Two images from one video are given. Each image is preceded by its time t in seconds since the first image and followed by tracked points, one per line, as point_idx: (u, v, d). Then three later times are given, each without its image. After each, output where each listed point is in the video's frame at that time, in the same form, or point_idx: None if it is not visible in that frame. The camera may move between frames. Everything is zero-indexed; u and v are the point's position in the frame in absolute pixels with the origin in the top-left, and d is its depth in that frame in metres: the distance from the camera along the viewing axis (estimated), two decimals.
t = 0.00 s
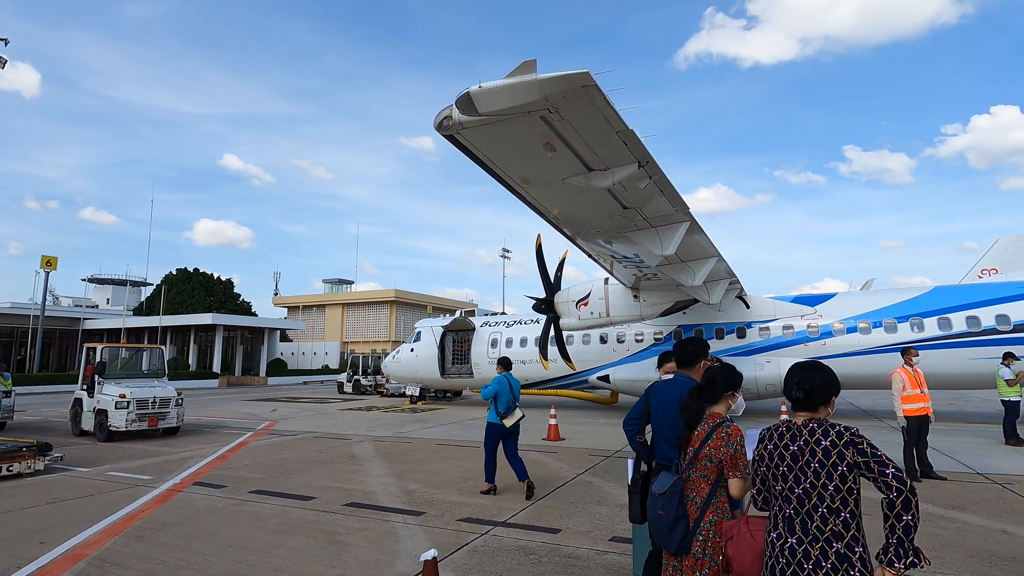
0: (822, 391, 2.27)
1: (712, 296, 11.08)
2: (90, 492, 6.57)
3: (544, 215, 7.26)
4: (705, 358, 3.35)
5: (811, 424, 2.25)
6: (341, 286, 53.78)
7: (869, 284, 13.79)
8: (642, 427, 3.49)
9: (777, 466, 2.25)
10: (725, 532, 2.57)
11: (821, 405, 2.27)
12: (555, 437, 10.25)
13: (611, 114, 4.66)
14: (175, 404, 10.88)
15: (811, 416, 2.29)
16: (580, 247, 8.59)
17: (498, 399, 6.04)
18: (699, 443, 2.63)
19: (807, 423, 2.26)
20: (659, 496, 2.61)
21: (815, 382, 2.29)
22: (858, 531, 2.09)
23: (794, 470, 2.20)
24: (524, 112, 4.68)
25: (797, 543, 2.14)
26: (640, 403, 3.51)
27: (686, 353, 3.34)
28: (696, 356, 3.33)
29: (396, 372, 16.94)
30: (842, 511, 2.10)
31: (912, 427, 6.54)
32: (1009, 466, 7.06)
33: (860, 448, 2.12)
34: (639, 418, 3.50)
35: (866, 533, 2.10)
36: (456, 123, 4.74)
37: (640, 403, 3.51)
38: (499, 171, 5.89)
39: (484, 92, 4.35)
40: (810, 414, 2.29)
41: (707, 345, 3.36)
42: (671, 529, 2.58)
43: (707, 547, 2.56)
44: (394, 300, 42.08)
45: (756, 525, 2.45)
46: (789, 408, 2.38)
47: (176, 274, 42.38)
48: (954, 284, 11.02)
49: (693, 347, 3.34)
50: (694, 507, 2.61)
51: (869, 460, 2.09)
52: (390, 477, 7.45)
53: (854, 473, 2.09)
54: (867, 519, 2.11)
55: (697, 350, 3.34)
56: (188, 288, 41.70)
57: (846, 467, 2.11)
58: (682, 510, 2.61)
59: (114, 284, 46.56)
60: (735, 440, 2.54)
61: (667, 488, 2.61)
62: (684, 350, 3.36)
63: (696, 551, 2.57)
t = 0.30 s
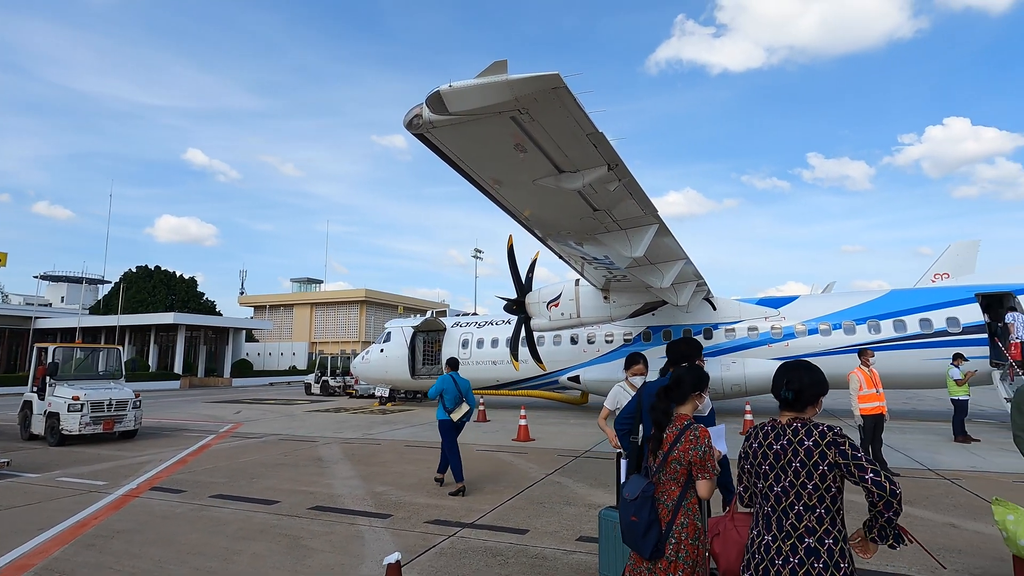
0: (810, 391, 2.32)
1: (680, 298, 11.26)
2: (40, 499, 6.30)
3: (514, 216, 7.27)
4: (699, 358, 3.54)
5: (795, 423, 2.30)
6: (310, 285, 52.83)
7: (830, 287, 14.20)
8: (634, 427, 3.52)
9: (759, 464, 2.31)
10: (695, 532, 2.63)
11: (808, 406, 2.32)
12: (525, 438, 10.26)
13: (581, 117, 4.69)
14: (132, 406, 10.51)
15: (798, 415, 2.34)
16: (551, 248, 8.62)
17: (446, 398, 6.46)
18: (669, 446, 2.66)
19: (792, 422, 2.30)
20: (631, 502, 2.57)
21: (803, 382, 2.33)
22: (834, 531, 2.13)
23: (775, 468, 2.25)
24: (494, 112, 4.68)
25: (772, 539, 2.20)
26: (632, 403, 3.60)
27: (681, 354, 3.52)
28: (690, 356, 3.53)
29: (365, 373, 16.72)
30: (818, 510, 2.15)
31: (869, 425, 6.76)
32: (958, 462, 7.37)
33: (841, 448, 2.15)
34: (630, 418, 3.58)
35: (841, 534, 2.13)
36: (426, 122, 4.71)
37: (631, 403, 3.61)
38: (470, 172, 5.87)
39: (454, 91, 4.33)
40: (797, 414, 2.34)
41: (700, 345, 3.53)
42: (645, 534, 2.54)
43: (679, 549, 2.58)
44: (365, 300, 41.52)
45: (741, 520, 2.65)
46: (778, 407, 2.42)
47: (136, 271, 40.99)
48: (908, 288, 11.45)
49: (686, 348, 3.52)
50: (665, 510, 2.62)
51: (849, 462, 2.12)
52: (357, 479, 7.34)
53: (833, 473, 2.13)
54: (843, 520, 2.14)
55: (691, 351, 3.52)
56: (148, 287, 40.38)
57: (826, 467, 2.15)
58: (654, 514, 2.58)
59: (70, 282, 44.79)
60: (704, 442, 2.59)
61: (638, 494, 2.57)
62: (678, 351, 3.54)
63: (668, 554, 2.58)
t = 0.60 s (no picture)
0: (792, 393, 2.35)
1: (649, 300, 11.42)
2: None
3: (486, 217, 7.27)
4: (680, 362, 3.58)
5: (775, 425, 2.33)
6: (278, 284, 51.80)
7: (795, 291, 14.59)
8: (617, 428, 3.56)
9: (740, 466, 2.36)
10: (662, 533, 2.63)
11: (790, 408, 2.35)
12: (494, 439, 10.24)
13: (552, 120, 4.71)
14: (87, 409, 10.12)
15: (779, 417, 2.37)
16: (522, 250, 8.63)
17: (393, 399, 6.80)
18: (637, 448, 2.70)
19: (772, 424, 2.34)
20: (599, 503, 2.65)
21: (786, 384, 2.36)
22: (813, 532, 2.18)
23: (755, 470, 2.29)
24: (465, 113, 4.66)
25: (754, 541, 2.24)
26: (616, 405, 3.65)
27: (663, 357, 3.57)
28: (673, 359, 3.57)
29: (334, 374, 16.45)
30: (797, 510, 2.20)
31: (828, 424, 6.96)
32: (912, 460, 7.64)
33: (820, 450, 2.20)
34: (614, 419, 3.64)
35: (821, 533, 2.18)
36: (396, 122, 4.66)
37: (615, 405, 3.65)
38: (441, 172, 5.84)
39: (425, 91, 4.31)
40: (778, 416, 2.37)
41: (683, 347, 3.61)
42: (613, 534, 2.61)
43: (646, 549, 2.60)
44: (334, 301, 40.90)
45: (725, 522, 2.63)
46: (760, 409, 2.44)
47: (94, 269, 39.53)
48: (867, 292, 11.83)
49: (669, 350, 3.59)
50: (633, 511, 2.66)
51: (827, 464, 2.17)
52: (323, 483, 7.21)
53: (811, 475, 2.18)
54: (822, 520, 2.20)
55: (674, 354, 3.59)
56: (106, 285, 38.98)
57: (805, 469, 2.20)
58: (622, 515, 2.64)
59: (21, 279, 42.89)
60: (668, 442, 2.60)
61: (606, 494, 2.66)
62: (662, 353, 3.60)
63: (637, 554, 2.61)
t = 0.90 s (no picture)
0: (768, 395, 2.39)
1: (620, 301, 11.54)
2: None
3: (458, 218, 7.24)
4: (661, 363, 3.57)
5: (751, 428, 2.37)
6: (245, 283, 50.68)
7: (760, 293, 14.94)
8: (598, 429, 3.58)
9: (718, 467, 2.41)
10: (628, 529, 2.65)
11: (766, 410, 2.39)
12: (465, 440, 10.20)
13: (524, 121, 4.72)
14: (40, 412, 9.71)
15: (755, 420, 2.42)
16: (494, 251, 8.63)
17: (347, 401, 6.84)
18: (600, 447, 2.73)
19: (749, 426, 2.38)
20: (567, 502, 2.70)
21: (762, 387, 2.40)
22: (788, 533, 2.23)
23: (732, 472, 2.34)
24: (436, 113, 4.64)
25: (731, 541, 2.30)
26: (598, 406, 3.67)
27: (642, 357, 3.56)
28: (653, 360, 3.56)
29: (301, 375, 16.16)
30: (773, 512, 2.24)
31: (790, 423, 7.15)
32: (869, 458, 7.90)
33: (794, 453, 2.23)
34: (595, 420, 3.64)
35: (795, 534, 2.23)
36: (366, 120, 4.61)
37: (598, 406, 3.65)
38: (413, 172, 5.80)
39: (396, 89, 4.27)
40: (754, 418, 2.41)
41: (663, 348, 3.57)
42: (579, 533, 2.65)
43: (612, 546, 2.63)
44: (303, 300, 40.21)
45: (705, 521, 2.68)
46: (737, 411, 2.48)
47: (49, 266, 38.00)
48: (829, 295, 12.19)
49: (649, 351, 3.58)
50: (600, 509, 2.70)
51: (800, 466, 2.21)
52: (288, 486, 7.08)
53: (785, 477, 2.22)
54: (797, 520, 2.24)
55: (654, 354, 3.57)
56: (62, 283, 37.51)
57: (779, 471, 2.24)
58: (589, 513, 2.69)
59: None
60: (628, 439, 2.63)
61: (574, 493, 2.72)
62: (641, 354, 3.60)
63: (604, 552, 2.64)
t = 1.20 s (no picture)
0: (740, 395, 2.44)
1: (590, 301, 11.65)
2: None
3: (430, 216, 7.19)
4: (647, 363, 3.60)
5: (722, 426, 2.42)
6: (208, 280, 49.33)
7: (727, 294, 15.26)
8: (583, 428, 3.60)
9: (690, 464, 2.46)
10: (592, 526, 2.68)
11: (737, 409, 2.44)
12: (435, 440, 10.13)
13: (496, 122, 4.72)
14: None
15: (727, 418, 2.47)
16: (466, 250, 8.61)
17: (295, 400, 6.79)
18: (565, 446, 2.74)
19: (720, 425, 2.43)
20: (533, 501, 2.70)
21: (734, 387, 2.45)
22: (755, 527, 2.28)
23: (703, 469, 2.39)
24: (407, 111, 4.60)
25: (702, 536, 2.35)
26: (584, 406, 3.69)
27: (628, 357, 3.60)
28: (638, 361, 3.59)
29: (267, 375, 15.81)
30: (741, 507, 2.29)
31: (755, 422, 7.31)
32: (828, 454, 8.15)
33: (761, 448, 2.28)
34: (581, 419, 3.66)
35: (764, 528, 2.28)
36: (336, 116, 4.54)
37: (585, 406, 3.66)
38: (384, 169, 5.74)
39: (367, 85, 4.22)
40: (726, 417, 2.47)
41: (649, 349, 3.62)
42: (545, 531, 2.67)
43: (577, 543, 2.65)
44: (270, 298, 39.36)
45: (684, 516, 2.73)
46: (710, 410, 2.54)
47: None
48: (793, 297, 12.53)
49: (635, 352, 3.61)
50: (565, 507, 2.72)
51: (768, 462, 2.25)
52: (252, 489, 6.92)
53: (753, 473, 2.27)
54: (766, 515, 2.29)
55: (639, 355, 3.60)
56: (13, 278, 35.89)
57: (748, 468, 2.28)
58: (554, 511, 2.70)
59: None
60: (592, 437, 2.65)
61: (540, 492, 2.71)
62: (628, 354, 3.63)
63: (569, 549, 2.66)
